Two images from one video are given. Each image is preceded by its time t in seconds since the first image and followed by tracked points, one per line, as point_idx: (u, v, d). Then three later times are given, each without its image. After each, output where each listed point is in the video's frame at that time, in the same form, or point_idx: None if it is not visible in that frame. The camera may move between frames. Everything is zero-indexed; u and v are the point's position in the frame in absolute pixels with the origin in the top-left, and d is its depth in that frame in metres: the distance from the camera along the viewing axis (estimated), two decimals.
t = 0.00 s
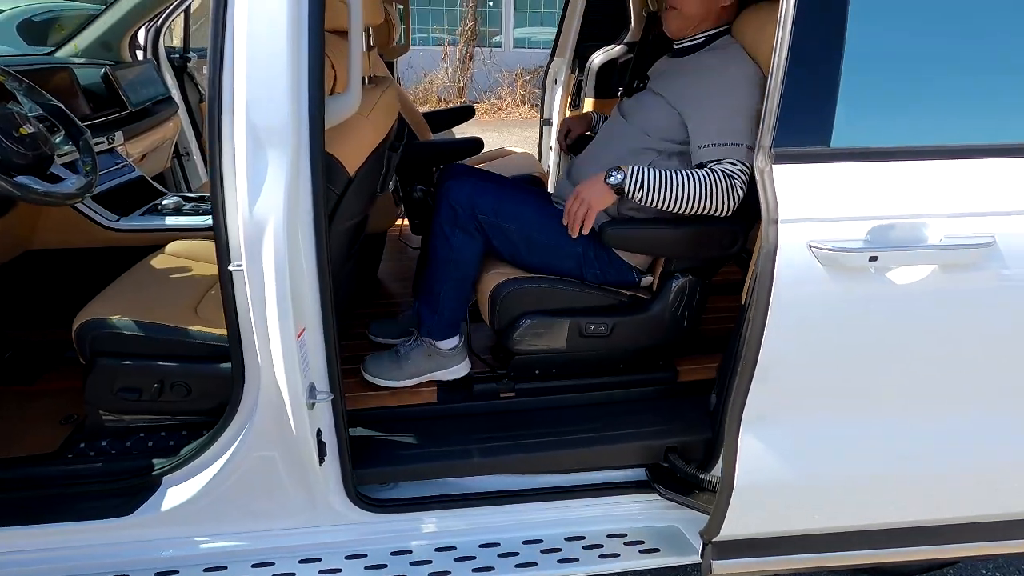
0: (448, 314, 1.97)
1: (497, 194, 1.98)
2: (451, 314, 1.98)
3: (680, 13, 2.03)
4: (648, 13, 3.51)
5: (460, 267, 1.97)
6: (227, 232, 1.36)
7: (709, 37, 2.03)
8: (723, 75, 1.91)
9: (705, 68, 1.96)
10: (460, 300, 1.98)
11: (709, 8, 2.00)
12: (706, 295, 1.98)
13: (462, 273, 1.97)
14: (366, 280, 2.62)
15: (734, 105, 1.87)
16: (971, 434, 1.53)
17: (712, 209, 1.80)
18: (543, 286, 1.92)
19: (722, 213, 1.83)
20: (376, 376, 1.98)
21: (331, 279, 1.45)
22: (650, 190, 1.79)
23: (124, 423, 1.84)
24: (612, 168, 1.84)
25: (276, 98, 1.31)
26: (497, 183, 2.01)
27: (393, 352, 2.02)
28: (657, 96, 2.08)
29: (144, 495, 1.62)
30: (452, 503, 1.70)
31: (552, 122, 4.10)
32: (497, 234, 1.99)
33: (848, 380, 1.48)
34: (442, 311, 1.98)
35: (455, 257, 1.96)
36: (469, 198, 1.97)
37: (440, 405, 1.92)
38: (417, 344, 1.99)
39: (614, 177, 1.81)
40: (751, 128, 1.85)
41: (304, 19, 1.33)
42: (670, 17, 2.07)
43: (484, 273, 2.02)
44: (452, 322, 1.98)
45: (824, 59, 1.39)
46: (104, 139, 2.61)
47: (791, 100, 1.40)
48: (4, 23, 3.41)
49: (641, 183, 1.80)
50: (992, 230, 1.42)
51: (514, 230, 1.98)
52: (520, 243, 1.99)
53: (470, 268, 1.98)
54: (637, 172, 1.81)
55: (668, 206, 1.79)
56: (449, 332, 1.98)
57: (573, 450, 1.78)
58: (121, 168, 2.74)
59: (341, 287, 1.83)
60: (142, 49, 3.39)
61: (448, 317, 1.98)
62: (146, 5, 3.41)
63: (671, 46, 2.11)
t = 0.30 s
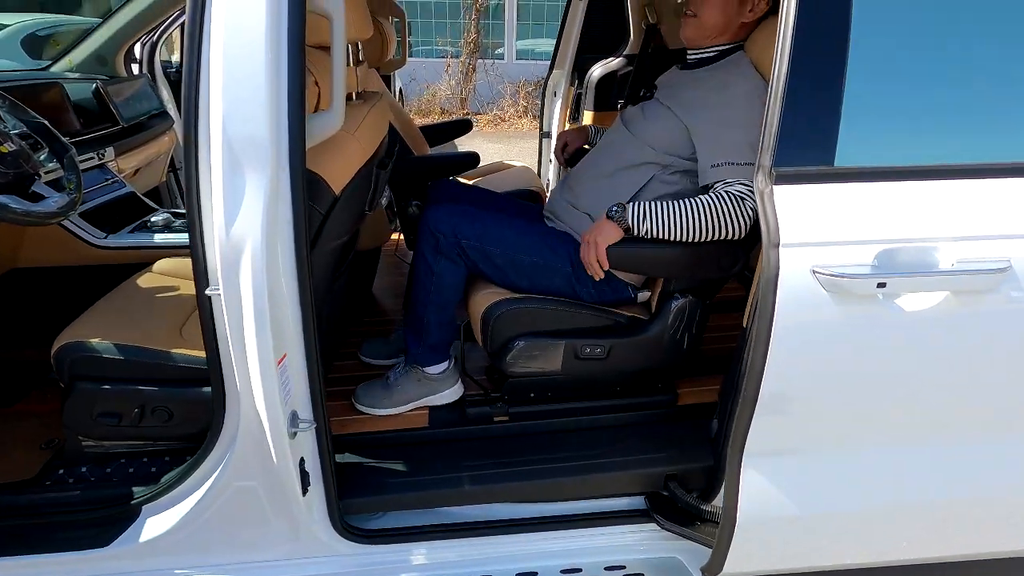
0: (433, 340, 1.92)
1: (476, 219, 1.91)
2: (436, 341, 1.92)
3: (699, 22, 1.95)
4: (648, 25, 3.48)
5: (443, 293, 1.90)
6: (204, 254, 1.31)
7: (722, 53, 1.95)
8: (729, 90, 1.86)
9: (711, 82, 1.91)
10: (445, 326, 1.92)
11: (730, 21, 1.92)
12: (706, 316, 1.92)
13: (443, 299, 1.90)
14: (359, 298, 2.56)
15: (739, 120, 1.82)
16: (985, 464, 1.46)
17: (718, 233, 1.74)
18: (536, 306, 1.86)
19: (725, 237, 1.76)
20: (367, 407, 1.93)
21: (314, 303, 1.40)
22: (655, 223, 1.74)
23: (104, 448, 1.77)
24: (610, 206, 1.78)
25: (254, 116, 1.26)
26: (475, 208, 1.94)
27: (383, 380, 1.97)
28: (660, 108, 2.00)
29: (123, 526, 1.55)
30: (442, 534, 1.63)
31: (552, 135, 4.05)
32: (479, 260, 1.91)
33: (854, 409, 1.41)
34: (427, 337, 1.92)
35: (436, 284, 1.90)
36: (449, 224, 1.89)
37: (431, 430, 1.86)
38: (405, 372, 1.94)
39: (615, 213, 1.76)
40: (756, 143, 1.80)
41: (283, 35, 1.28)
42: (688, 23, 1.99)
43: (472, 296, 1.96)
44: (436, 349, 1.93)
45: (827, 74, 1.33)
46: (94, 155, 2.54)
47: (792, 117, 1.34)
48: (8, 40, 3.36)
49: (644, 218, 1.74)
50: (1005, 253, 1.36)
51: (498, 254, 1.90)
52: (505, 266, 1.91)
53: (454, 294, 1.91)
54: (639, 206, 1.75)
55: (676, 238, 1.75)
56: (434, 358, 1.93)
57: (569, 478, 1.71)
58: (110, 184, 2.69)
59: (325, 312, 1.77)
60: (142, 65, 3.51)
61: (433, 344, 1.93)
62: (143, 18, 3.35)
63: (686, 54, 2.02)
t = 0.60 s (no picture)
0: (431, 359, 1.87)
1: (474, 236, 1.86)
2: (434, 359, 1.87)
3: (697, 37, 1.93)
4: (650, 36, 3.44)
5: (441, 311, 1.85)
6: (191, 271, 1.26)
7: (724, 64, 1.91)
8: (738, 100, 1.81)
9: (719, 93, 1.85)
10: (443, 344, 1.87)
11: (728, 32, 1.90)
12: (714, 332, 1.85)
13: (441, 317, 1.85)
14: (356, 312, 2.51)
15: (750, 133, 1.76)
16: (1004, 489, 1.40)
17: (728, 245, 1.67)
18: (537, 323, 1.81)
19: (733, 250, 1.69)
20: (364, 426, 1.87)
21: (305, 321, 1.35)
22: (664, 224, 1.68)
23: (91, 470, 1.71)
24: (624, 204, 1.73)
25: (242, 128, 1.21)
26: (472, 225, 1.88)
27: (380, 399, 1.91)
28: (665, 120, 1.95)
29: (105, 552, 1.47)
30: (439, 561, 1.56)
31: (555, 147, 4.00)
32: (479, 277, 1.86)
33: (868, 431, 1.36)
34: (425, 355, 1.87)
35: (433, 302, 1.85)
36: (446, 241, 1.84)
37: (429, 450, 1.80)
38: (402, 391, 1.89)
39: (627, 211, 1.71)
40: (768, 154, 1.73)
41: (272, 42, 1.23)
42: (686, 41, 1.97)
43: (471, 312, 1.91)
44: (434, 368, 1.87)
45: (840, 84, 1.28)
46: (89, 168, 2.50)
47: (804, 128, 1.28)
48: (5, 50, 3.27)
49: (654, 218, 1.69)
50: None
51: (498, 270, 1.85)
52: (505, 283, 1.86)
53: (452, 311, 1.86)
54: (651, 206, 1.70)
55: (684, 242, 1.68)
56: (431, 377, 1.88)
57: (571, 502, 1.65)
58: (106, 197, 2.63)
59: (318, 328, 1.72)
60: (141, 77, 3.33)
61: (430, 362, 1.88)
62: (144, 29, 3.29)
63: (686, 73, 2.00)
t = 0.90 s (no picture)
0: (429, 374, 1.83)
1: (475, 250, 1.82)
2: (433, 374, 1.83)
3: (688, 52, 1.92)
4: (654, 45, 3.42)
5: (439, 326, 1.81)
6: (184, 285, 1.23)
7: (721, 76, 1.89)
8: (740, 110, 1.77)
9: (722, 104, 1.82)
10: (442, 359, 1.83)
11: (720, 46, 1.88)
12: (719, 346, 1.82)
13: (440, 331, 1.81)
14: (356, 324, 2.48)
15: (752, 143, 1.71)
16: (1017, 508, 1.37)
17: (728, 262, 1.63)
18: (540, 337, 1.77)
19: (737, 267, 1.64)
20: (362, 441, 1.84)
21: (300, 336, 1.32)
22: (664, 246, 1.64)
23: (84, 486, 1.67)
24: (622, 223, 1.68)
25: (236, 139, 1.18)
26: (473, 238, 1.85)
27: (378, 413, 1.88)
28: (667, 132, 1.91)
29: (98, 571, 1.42)
30: None
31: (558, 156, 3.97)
32: (479, 291, 1.82)
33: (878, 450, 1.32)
34: (423, 370, 1.83)
35: (432, 315, 1.81)
36: (446, 253, 1.80)
37: (429, 466, 1.76)
38: (402, 405, 1.86)
39: (626, 232, 1.66)
40: (773, 166, 1.69)
41: (267, 52, 1.20)
42: (678, 57, 1.95)
43: (472, 326, 1.87)
44: (432, 382, 1.83)
45: (851, 94, 1.24)
46: (89, 178, 2.47)
47: (814, 139, 1.24)
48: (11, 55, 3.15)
49: (654, 239, 1.64)
50: None
51: (498, 284, 1.81)
52: (506, 297, 1.83)
53: (452, 326, 1.82)
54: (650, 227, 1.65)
55: (685, 263, 1.64)
56: (431, 392, 1.84)
57: (574, 521, 1.61)
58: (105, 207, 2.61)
59: (315, 343, 1.68)
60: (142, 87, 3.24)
61: (428, 377, 1.84)
62: (151, 37, 3.24)
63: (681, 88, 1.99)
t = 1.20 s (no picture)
0: (426, 386, 1.80)
1: (472, 260, 1.79)
2: (429, 386, 1.80)
3: (693, 59, 1.90)
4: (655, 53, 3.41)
5: (435, 337, 1.78)
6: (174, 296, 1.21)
7: (722, 85, 1.88)
8: (741, 118, 1.74)
9: (723, 113, 1.79)
10: (439, 371, 1.80)
11: (725, 55, 1.86)
12: (721, 358, 1.79)
13: (436, 343, 1.78)
14: (354, 333, 2.46)
15: (753, 152, 1.68)
16: None
17: (729, 272, 1.59)
18: (537, 349, 1.74)
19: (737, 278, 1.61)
20: (356, 454, 1.81)
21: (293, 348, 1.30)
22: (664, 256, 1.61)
23: (75, 498, 1.65)
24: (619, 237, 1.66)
25: (228, 148, 1.16)
26: (471, 248, 1.82)
27: (374, 425, 1.85)
28: (668, 142, 1.88)
29: None
30: None
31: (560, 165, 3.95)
32: (476, 301, 1.79)
33: (881, 467, 1.29)
34: (419, 382, 1.80)
35: (428, 326, 1.78)
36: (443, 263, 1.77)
37: (424, 480, 1.73)
38: (398, 417, 1.83)
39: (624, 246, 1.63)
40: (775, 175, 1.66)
41: (259, 59, 1.17)
42: (682, 63, 1.94)
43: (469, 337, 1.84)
44: (428, 395, 1.81)
45: (853, 102, 1.22)
46: (88, 186, 2.45)
47: (815, 148, 1.22)
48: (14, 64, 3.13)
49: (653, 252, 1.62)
50: None
51: (495, 295, 1.78)
52: (503, 308, 1.80)
53: (448, 339, 1.79)
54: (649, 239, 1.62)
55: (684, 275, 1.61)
56: (427, 404, 1.81)
57: (572, 537, 1.58)
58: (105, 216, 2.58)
59: (309, 354, 1.66)
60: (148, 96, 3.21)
61: (425, 389, 1.81)
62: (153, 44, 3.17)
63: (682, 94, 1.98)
